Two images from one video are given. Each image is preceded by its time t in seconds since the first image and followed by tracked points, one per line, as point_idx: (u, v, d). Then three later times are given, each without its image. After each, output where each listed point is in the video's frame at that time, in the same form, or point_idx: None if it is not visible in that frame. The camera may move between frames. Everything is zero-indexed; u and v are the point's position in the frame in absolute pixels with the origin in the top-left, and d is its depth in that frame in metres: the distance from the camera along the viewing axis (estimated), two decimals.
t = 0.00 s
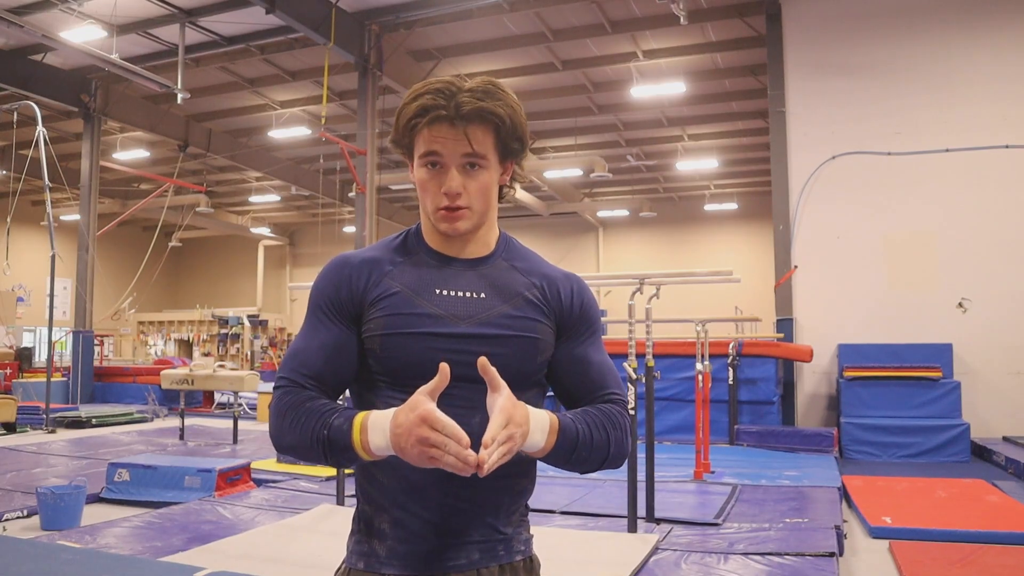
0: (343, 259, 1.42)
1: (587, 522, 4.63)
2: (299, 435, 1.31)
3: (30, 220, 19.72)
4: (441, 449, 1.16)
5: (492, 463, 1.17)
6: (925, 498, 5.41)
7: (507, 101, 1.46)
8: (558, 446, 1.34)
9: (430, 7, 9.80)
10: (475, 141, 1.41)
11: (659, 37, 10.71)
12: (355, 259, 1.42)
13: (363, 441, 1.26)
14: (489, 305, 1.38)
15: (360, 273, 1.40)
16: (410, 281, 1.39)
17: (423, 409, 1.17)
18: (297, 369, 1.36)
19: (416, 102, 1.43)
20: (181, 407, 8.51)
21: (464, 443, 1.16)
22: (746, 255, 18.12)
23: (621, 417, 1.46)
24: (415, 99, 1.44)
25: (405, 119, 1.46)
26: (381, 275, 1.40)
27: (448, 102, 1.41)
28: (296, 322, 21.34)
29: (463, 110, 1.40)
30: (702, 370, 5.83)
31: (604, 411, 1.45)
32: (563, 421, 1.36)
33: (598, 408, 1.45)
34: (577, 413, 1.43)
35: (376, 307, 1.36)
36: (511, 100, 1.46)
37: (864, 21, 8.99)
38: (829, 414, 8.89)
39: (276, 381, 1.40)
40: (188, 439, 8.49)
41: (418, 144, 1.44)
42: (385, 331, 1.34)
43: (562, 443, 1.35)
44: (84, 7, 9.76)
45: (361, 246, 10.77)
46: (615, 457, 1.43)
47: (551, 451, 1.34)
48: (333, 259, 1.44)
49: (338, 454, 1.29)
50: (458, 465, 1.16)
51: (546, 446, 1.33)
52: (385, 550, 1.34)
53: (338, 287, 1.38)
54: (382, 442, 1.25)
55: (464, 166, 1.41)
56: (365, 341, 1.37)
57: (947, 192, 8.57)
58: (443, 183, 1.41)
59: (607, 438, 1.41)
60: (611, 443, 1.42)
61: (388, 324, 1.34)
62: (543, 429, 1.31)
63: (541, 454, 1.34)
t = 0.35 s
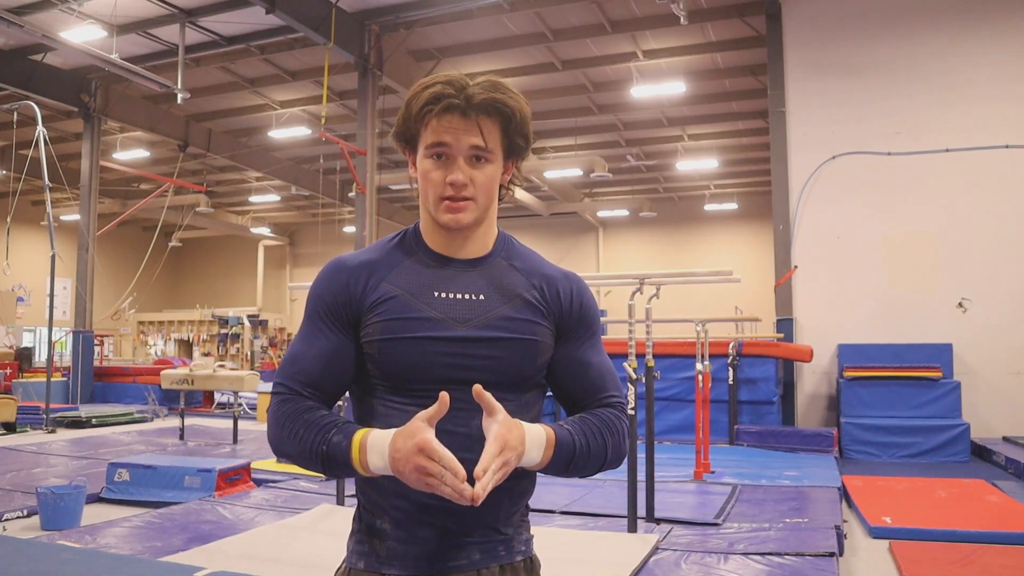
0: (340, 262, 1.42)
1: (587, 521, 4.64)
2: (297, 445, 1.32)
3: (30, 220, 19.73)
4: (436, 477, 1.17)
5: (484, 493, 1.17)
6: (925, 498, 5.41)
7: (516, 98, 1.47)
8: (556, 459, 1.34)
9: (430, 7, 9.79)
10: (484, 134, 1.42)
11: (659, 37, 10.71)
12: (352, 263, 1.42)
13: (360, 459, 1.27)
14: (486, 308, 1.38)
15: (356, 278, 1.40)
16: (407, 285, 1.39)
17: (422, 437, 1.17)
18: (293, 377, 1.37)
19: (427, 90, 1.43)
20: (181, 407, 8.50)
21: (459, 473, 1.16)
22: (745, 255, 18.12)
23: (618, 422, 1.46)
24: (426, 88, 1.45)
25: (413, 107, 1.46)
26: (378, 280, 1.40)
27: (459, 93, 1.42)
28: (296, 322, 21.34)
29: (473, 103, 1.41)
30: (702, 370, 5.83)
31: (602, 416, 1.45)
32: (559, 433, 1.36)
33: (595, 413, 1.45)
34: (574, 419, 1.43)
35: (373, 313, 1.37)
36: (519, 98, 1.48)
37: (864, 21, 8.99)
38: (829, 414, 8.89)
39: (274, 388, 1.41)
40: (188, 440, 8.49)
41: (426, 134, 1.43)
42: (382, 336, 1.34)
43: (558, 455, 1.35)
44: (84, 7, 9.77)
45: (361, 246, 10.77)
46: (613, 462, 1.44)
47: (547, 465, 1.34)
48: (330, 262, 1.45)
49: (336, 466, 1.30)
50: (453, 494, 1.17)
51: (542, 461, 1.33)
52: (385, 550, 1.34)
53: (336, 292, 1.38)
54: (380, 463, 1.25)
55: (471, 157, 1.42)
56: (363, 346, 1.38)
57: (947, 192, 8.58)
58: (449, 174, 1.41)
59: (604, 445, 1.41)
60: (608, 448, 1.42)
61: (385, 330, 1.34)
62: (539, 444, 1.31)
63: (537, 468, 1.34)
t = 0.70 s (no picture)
0: (336, 264, 1.42)
1: (586, 521, 4.63)
2: (298, 447, 1.31)
3: (30, 220, 19.73)
4: (425, 464, 1.16)
5: (469, 479, 1.14)
6: (925, 498, 5.41)
7: (504, 93, 1.48)
8: (545, 454, 1.32)
9: (430, 7, 9.78)
10: (473, 127, 1.42)
11: (659, 37, 10.71)
12: (348, 265, 1.41)
13: (360, 454, 1.26)
14: (484, 305, 1.38)
15: (353, 279, 1.40)
16: (405, 285, 1.39)
17: (410, 424, 1.18)
18: (292, 379, 1.36)
19: (414, 88, 1.44)
20: (181, 407, 8.50)
21: (446, 458, 1.15)
22: (746, 255, 18.11)
23: (612, 415, 1.43)
24: (415, 85, 1.45)
25: (401, 107, 1.47)
26: (376, 281, 1.40)
27: (446, 88, 1.42)
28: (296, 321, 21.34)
29: (462, 96, 1.42)
30: (702, 370, 5.83)
31: (592, 409, 1.42)
32: (549, 427, 1.33)
33: (588, 407, 1.43)
34: (567, 413, 1.40)
35: (373, 314, 1.37)
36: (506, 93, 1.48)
37: (864, 22, 8.99)
38: (829, 414, 8.89)
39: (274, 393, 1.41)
40: (187, 439, 8.48)
41: (415, 130, 1.44)
42: (380, 335, 1.34)
43: (548, 449, 1.32)
44: (85, 7, 9.77)
45: (361, 246, 10.76)
46: (607, 456, 1.41)
47: (537, 457, 1.31)
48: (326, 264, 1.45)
49: (337, 466, 1.29)
50: (441, 481, 1.15)
51: (531, 454, 1.30)
52: (392, 552, 1.34)
53: (333, 294, 1.38)
54: (379, 457, 1.24)
55: (461, 151, 1.42)
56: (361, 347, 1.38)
57: (947, 191, 8.57)
58: (440, 169, 1.41)
59: (597, 437, 1.39)
60: (602, 441, 1.40)
61: (385, 330, 1.34)
62: (526, 436, 1.29)
63: (527, 461, 1.31)
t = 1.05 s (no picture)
0: (352, 261, 1.32)
1: (587, 521, 4.63)
2: (351, 460, 1.18)
3: (30, 220, 19.73)
4: (534, 481, 1.13)
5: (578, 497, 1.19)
6: (925, 498, 5.41)
7: (491, 86, 1.46)
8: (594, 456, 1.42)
9: (430, 7, 9.77)
10: (457, 120, 1.40)
11: (659, 37, 10.71)
12: (365, 263, 1.32)
13: (434, 467, 1.17)
14: (496, 308, 1.38)
15: (374, 279, 1.31)
16: (423, 286, 1.34)
17: (517, 445, 1.12)
18: (319, 386, 1.23)
19: (401, 84, 1.44)
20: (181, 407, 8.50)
21: (563, 479, 1.15)
22: (746, 255, 18.12)
23: (619, 410, 1.58)
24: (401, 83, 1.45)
25: (390, 105, 1.47)
26: (395, 282, 1.33)
27: (430, 82, 1.41)
28: (296, 321, 21.34)
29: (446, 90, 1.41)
30: (702, 370, 5.83)
31: (606, 408, 1.55)
32: (598, 434, 1.44)
33: (603, 404, 1.56)
34: (595, 412, 1.52)
35: (395, 316, 1.29)
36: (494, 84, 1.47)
37: (865, 21, 8.99)
38: (829, 413, 8.89)
39: (285, 402, 1.26)
40: (188, 439, 8.49)
41: (404, 127, 1.43)
42: (405, 339, 1.28)
43: (595, 449, 1.43)
44: (85, 7, 9.77)
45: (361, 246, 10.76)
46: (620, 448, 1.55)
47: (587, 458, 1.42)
48: (332, 261, 1.33)
49: (400, 479, 1.18)
50: (551, 500, 1.14)
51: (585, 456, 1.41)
52: (401, 555, 1.33)
53: (355, 295, 1.28)
54: (456, 472, 1.17)
55: (448, 146, 1.40)
56: (382, 350, 1.29)
57: (947, 191, 8.58)
58: (427, 165, 1.40)
59: (618, 433, 1.52)
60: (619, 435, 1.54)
61: (407, 333, 1.28)
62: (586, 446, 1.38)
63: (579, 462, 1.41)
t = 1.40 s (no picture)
0: (376, 253, 1.28)
1: (587, 521, 4.63)
2: (376, 449, 1.17)
3: (30, 220, 19.74)
4: (547, 452, 1.15)
5: (591, 464, 1.20)
6: (925, 498, 5.40)
7: (522, 84, 1.47)
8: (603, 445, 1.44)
9: (430, 7, 9.77)
10: (495, 116, 1.39)
11: (660, 37, 10.71)
12: (392, 255, 1.29)
13: (457, 446, 1.18)
14: (517, 304, 1.38)
15: (402, 271, 1.28)
16: (451, 281, 1.33)
17: (530, 413, 1.15)
18: (339, 376, 1.19)
19: (435, 78, 1.41)
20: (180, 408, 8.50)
21: (576, 446, 1.17)
22: (746, 255, 18.12)
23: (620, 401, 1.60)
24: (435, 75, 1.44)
25: (420, 96, 1.44)
26: (421, 276, 1.30)
27: (468, 76, 1.40)
28: (296, 322, 21.34)
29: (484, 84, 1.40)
30: (702, 370, 5.83)
31: (612, 400, 1.57)
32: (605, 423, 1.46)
33: (608, 396, 1.57)
34: (602, 403, 1.54)
35: (427, 311, 1.27)
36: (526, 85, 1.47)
37: (865, 21, 8.99)
38: (829, 413, 8.90)
39: (297, 393, 1.21)
40: (188, 440, 8.48)
41: (436, 118, 1.40)
42: (436, 334, 1.26)
43: (604, 441, 1.44)
44: (85, 8, 9.78)
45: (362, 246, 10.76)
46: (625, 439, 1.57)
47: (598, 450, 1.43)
48: (350, 251, 1.30)
49: (425, 464, 1.18)
50: (566, 469, 1.16)
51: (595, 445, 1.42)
52: (426, 560, 1.30)
53: (384, 288, 1.25)
54: (478, 449, 1.18)
55: (483, 141, 1.39)
56: (408, 344, 1.27)
57: (947, 191, 8.58)
58: (462, 159, 1.37)
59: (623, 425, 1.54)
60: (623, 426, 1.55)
61: (439, 328, 1.27)
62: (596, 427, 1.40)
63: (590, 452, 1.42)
